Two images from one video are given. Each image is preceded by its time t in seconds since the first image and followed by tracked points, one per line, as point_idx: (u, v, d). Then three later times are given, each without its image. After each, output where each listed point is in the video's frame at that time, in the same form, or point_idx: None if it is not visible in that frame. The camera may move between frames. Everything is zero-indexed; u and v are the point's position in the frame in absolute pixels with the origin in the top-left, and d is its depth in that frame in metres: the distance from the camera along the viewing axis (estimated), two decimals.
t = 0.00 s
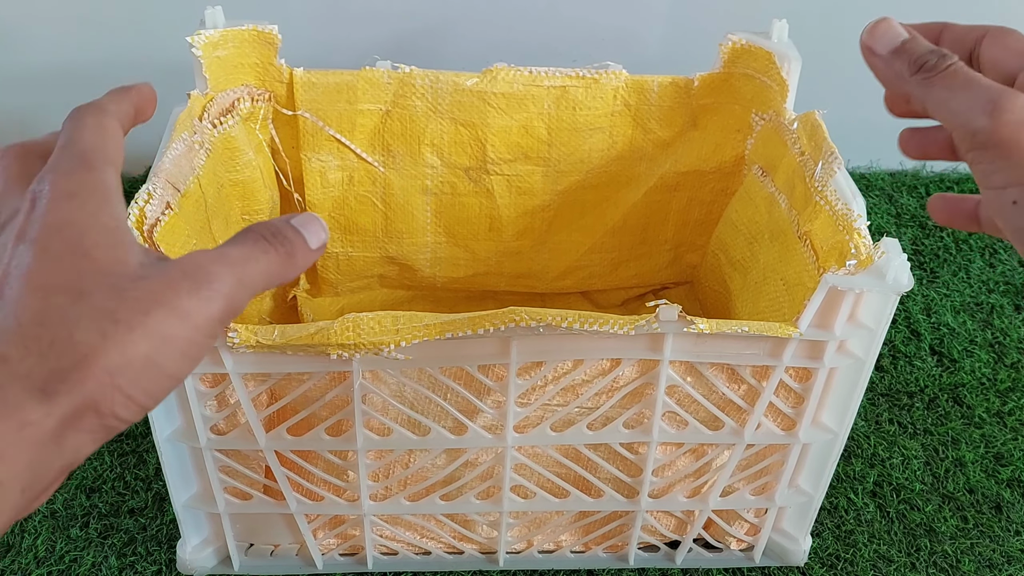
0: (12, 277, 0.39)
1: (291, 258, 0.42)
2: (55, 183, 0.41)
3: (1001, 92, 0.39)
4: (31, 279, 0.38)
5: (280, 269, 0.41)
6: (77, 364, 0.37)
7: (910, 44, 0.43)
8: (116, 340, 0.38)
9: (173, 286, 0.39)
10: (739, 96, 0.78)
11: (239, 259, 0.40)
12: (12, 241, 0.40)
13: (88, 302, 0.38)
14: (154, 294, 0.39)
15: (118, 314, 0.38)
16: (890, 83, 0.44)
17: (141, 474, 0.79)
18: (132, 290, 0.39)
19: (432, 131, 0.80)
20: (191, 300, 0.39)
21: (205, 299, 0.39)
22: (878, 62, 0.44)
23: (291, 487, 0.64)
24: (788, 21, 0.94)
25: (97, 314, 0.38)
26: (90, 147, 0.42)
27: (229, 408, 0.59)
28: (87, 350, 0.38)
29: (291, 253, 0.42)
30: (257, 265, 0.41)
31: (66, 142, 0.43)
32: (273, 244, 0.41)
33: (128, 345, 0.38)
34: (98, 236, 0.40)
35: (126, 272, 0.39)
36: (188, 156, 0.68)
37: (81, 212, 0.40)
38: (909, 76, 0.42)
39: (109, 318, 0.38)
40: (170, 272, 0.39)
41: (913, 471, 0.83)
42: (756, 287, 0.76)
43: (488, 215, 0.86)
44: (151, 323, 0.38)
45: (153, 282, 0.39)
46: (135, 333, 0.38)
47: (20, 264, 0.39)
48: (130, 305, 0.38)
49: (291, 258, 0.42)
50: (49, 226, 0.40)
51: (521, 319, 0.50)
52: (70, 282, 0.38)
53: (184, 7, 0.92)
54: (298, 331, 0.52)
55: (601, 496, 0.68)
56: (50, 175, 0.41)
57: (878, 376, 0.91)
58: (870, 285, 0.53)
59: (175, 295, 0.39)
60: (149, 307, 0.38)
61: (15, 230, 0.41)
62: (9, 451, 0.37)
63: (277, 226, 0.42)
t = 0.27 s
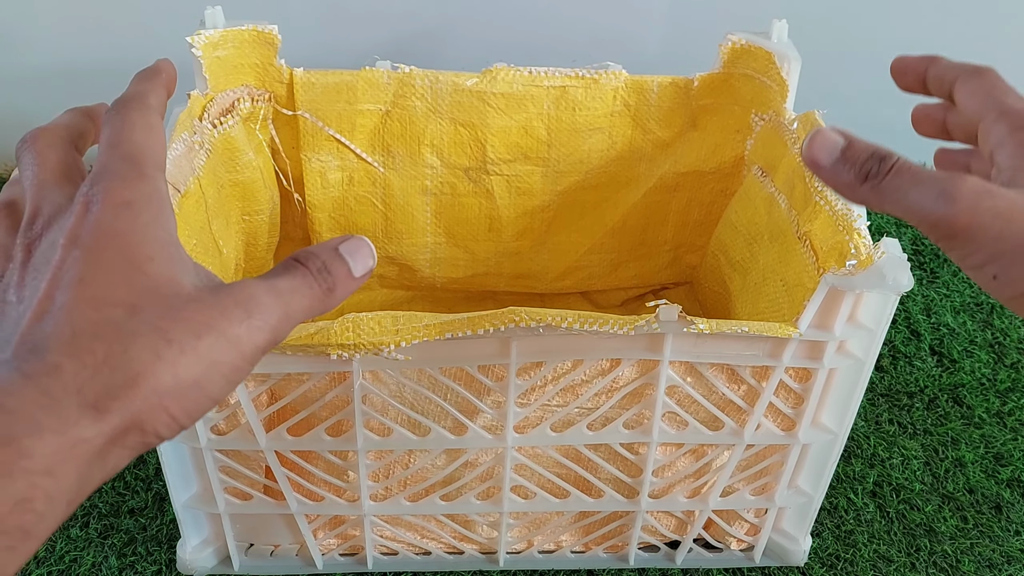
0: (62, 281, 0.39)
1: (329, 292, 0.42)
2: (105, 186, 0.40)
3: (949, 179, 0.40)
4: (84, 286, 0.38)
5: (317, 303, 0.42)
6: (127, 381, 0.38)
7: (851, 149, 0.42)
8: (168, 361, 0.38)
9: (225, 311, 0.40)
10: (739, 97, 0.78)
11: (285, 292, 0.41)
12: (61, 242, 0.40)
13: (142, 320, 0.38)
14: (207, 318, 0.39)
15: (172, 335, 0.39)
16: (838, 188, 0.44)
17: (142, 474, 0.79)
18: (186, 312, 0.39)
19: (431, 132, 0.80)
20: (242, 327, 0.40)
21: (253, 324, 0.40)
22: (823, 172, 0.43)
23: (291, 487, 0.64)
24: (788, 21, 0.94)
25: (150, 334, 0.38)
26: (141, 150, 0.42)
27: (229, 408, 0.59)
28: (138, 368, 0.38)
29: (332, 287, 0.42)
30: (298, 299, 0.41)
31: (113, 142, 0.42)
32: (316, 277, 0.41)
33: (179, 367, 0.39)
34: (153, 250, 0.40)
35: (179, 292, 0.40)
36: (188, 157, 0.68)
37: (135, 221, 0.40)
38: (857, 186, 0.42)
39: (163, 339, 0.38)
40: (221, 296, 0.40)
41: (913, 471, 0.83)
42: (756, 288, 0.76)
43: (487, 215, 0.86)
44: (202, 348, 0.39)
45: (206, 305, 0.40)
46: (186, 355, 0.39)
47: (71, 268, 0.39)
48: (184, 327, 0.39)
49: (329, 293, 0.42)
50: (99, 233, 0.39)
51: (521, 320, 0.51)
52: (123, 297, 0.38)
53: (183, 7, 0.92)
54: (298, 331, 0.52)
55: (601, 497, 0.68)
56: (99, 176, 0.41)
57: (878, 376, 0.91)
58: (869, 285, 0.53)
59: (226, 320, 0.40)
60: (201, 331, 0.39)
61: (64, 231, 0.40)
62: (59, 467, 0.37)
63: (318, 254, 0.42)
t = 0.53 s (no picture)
0: (50, 292, 0.39)
1: (309, 310, 0.41)
2: (92, 198, 0.41)
3: (934, 201, 0.43)
4: (73, 299, 0.38)
5: (297, 320, 0.41)
6: (118, 395, 0.38)
7: (840, 170, 0.43)
8: (159, 375, 0.38)
9: (214, 327, 0.39)
10: (739, 96, 0.78)
11: (269, 309, 0.41)
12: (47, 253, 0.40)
13: (131, 334, 0.38)
14: (196, 333, 0.39)
15: (162, 350, 0.38)
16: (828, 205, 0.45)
17: (142, 474, 0.79)
18: (175, 327, 0.39)
19: (431, 131, 0.80)
20: (230, 343, 0.40)
21: (240, 339, 0.40)
22: (814, 193, 0.44)
23: (290, 487, 0.64)
24: (789, 20, 0.94)
25: (140, 348, 0.38)
26: (126, 159, 0.42)
27: (229, 408, 0.59)
28: (129, 382, 0.38)
29: (312, 306, 0.41)
30: (281, 317, 0.41)
31: (98, 151, 0.42)
32: (299, 295, 0.41)
33: (169, 382, 0.39)
34: (141, 263, 0.40)
35: (168, 306, 0.40)
36: (187, 157, 0.68)
37: (123, 233, 0.40)
38: (849, 207, 0.44)
39: (153, 353, 0.38)
40: (208, 311, 0.40)
41: (913, 471, 0.83)
42: (756, 287, 0.76)
43: (487, 215, 0.86)
44: (191, 362, 0.39)
45: (195, 320, 0.39)
46: (175, 370, 0.39)
47: (60, 279, 0.39)
48: (173, 342, 0.39)
49: (311, 311, 0.41)
50: (87, 245, 0.39)
51: (521, 319, 0.50)
52: (113, 310, 0.39)
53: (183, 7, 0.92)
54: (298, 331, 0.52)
55: (601, 496, 0.68)
56: (85, 187, 0.41)
57: (878, 376, 0.91)
58: (869, 286, 0.53)
59: (214, 335, 0.39)
60: (191, 347, 0.39)
61: (51, 242, 0.40)
62: (52, 480, 0.37)
63: (297, 272, 0.41)
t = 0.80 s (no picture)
0: (61, 284, 0.38)
1: (314, 293, 0.42)
2: (101, 176, 0.39)
3: (916, 203, 0.41)
4: (85, 293, 0.38)
5: (299, 304, 0.42)
6: (132, 397, 0.38)
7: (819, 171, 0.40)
8: (171, 377, 0.39)
9: (223, 326, 0.40)
10: (739, 97, 0.78)
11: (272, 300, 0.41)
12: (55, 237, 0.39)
13: (144, 335, 0.38)
14: (206, 334, 0.40)
15: (174, 351, 0.39)
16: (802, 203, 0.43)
17: (142, 474, 0.79)
18: (186, 327, 0.39)
19: (431, 132, 0.80)
20: (239, 342, 0.40)
21: (248, 335, 0.41)
22: (793, 196, 0.41)
23: (291, 487, 0.64)
24: (788, 21, 0.94)
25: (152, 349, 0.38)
26: (137, 132, 0.40)
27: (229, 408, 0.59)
28: (142, 384, 0.38)
29: (316, 290, 0.42)
30: (287, 308, 0.41)
31: (106, 121, 0.40)
32: (303, 281, 0.42)
33: (181, 382, 0.39)
34: (153, 255, 0.39)
35: (178, 303, 0.40)
36: (188, 157, 0.68)
37: (135, 219, 0.39)
38: (830, 211, 0.41)
39: (166, 355, 0.39)
40: (216, 308, 0.40)
41: (913, 471, 0.83)
42: (756, 288, 0.76)
43: (487, 215, 0.86)
44: (203, 363, 0.40)
45: (206, 319, 0.40)
46: (186, 371, 0.39)
47: (72, 269, 0.38)
48: (185, 343, 0.39)
49: (315, 294, 0.42)
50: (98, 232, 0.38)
51: (521, 319, 0.51)
52: (126, 308, 0.38)
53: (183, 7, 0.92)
54: (298, 331, 0.52)
55: (601, 497, 0.68)
56: (94, 162, 0.39)
57: (878, 376, 0.91)
58: (869, 286, 0.53)
59: (223, 334, 0.40)
60: (201, 347, 0.39)
61: (59, 225, 0.39)
62: (67, 488, 0.37)
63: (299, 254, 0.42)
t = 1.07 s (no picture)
0: (67, 314, 0.40)
1: (303, 350, 0.43)
2: (110, 226, 0.42)
3: (904, 278, 0.44)
4: (89, 322, 0.40)
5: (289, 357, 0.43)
6: (127, 412, 0.39)
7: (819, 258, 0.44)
8: (166, 397, 0.40)
9: (216, 357, 0.42)
10: (739, 96, 0.78)
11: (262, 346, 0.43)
12: (64, 279, 0.40)
13: (142, 358, 0.40)
14: (200, 362, 0.41)
15: (169, 374, 0.40)
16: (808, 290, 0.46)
17: (141, 474, 0.79)
18: (182, 354, 0.41)
19: (431, 131, 0.80)
20: (229, 373, 0.42)
21: (236, 368, 0.42)
22: (799, 284, 0.44)
23: (291, 487, 0.64)
24: (789, 20, 0.94)
25: (149, 370, 0.40)
26: (140, 197, 0.43)
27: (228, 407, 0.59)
28: (137, 402, 0.40)
29: (304, 346, 0.43)
30: (276, 354, 0.43)
31: (112, 187, 0.43)
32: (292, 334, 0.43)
33: (175, 403, 0.40)
34: (154, 294, 0.41)
35: (174, 335, 0.41)
36: (188, 156, 0.68)
37: (140, 266, 0.41)
38: (832, 293, 0.44)
39: (161, 377, 0.40)
40: (209, 343, 0.42)
41: (913, 471, 0.83)
42: (756, 288, 0.76)
43: (487, 215, 0.86)
44: (197, 386, 0.41)
45: (200, 349, 0.42)
46: (179, 393, 0.40)
47: (77, 302, 0.40)
48: (180, 368, 0.41)
49: (303, 351, 0.43)
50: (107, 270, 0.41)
51: (521, 319, 0.50)
52: (126, 335, 0.40)
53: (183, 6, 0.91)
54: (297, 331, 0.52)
55: (601, 496, 0.68)
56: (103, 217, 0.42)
57: (878, 376, 0.91)
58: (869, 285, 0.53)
59: (215, 364, 0.41)
60: (194, 374, 0.41)
61: (67, 270, 0.41)
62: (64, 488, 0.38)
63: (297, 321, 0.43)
